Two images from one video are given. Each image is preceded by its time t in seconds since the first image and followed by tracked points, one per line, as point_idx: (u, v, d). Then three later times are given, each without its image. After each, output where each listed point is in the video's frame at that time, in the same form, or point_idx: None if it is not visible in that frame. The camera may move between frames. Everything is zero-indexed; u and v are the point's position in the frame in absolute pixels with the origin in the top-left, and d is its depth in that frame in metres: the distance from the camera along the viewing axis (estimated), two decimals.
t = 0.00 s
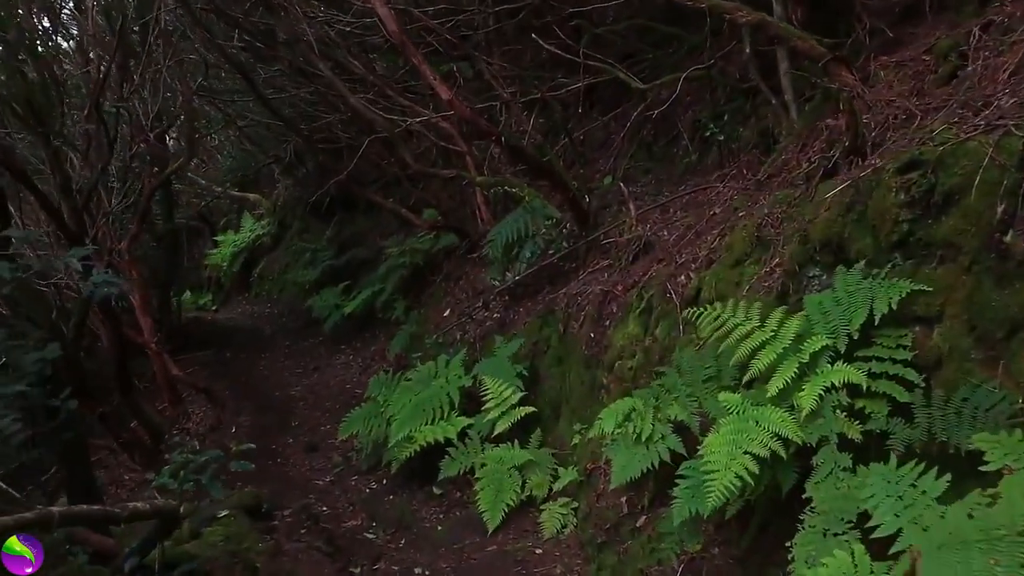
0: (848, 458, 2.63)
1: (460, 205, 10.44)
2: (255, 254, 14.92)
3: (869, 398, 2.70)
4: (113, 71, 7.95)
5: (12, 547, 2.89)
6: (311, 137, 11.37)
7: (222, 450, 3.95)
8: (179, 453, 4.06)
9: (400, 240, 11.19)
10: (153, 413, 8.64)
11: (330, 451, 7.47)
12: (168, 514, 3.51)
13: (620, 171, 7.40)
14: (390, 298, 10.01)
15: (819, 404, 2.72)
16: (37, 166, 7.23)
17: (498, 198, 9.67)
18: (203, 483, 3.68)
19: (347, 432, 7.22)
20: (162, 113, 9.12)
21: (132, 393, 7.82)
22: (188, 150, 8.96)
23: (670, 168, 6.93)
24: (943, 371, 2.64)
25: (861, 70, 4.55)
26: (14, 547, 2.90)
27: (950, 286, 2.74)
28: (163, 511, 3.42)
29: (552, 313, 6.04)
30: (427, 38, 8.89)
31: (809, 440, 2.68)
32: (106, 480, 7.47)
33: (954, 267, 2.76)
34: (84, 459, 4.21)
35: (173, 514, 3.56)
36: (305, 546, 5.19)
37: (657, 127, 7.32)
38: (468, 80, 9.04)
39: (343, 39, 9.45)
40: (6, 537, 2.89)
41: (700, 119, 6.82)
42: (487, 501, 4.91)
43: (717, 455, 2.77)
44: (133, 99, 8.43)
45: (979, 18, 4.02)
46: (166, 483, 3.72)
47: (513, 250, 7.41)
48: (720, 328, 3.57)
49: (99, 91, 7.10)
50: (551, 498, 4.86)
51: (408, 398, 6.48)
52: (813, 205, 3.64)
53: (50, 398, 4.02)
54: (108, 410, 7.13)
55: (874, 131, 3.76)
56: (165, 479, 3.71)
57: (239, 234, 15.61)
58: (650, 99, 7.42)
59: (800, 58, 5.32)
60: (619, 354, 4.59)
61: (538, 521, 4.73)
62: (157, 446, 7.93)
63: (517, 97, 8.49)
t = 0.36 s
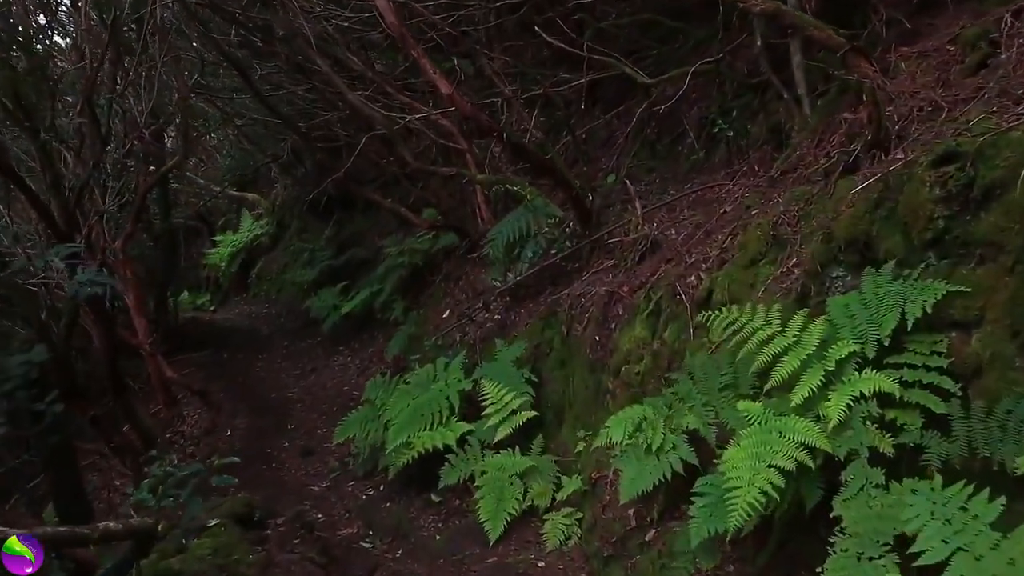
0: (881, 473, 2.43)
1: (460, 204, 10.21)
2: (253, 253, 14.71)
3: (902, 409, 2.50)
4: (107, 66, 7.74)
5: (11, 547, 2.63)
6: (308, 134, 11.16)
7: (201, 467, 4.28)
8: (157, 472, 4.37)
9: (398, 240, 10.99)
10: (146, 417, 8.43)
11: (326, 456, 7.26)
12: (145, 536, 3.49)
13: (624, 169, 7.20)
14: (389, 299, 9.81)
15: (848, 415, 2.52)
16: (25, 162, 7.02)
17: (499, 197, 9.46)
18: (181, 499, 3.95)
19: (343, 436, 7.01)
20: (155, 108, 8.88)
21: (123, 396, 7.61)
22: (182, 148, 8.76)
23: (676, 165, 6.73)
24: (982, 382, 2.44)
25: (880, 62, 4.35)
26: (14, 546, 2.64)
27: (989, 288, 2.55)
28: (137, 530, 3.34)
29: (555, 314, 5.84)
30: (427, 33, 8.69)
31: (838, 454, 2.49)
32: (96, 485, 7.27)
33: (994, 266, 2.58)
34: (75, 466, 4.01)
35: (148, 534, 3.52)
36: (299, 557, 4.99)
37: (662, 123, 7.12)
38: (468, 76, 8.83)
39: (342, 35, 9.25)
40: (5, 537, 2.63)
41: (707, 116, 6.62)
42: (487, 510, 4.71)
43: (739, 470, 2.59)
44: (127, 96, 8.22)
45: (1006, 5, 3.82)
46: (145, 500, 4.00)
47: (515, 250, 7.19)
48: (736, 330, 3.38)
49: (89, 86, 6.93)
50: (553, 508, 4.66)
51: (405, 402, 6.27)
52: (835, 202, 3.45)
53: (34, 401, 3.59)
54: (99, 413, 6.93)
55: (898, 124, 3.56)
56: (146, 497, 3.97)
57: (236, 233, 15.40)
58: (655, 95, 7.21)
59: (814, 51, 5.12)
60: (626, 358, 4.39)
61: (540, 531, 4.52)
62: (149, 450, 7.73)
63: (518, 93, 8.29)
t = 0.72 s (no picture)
0: (920, 491, 2.24)
1: (459, 203, 9.99)
2: (250, 253, 14.52)
3: (939, 423, 2.31)
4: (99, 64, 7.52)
5: (11, 547, 2.83)
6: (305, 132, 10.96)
7: (180, 488, 3.80)
8: (135, 492, 3.87)
9: (397, 239, 10.78)
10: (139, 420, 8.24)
11: (322, 461, 7.06)
12: (115, 566, 3.29)
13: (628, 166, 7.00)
14: (387, 299, 9.63)
15: (882, 428, 2.32)
16: (12, 161, 6.79)
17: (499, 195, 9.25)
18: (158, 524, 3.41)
19: (338, 442, 6.80)
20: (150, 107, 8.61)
21: (114, 401, 7.39)
22: (177, 146, 8.53)
23: (681, 162, 6.52)
24: None
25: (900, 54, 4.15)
26: (14, 545, 2.83)
27: None
28: (106, 562, 3.19)
29: (557, 316, 5.63)
30: (426, 29, 8.49)
31: (872, 471, 2.30)
32: (86, 493, 7.05)
33: None
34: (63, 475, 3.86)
35: (120, 564, 3.31)
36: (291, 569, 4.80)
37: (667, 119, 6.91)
38: (468, 72, 8.63)
39: (340, 32, 9.03)
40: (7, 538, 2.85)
41: (713, 112, 6.41)
42: (486, 521, 4.50)
43: (763, 485, 2.39)
44: (119, 94, 8.01)
45: None
46: (117, 525, 3.49)
47: (516, 250, 6.95)
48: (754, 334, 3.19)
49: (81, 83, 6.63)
50: (556, 519, 4.45)
51: (402, 407, 6.06)
52: (860, 200, 3.25)
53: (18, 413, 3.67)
54: (89, 419, 6.73)
55: (925, 118, 3.37)
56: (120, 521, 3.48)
57: (233, 232, 15.21)
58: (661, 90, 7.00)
59: (828, 42, 4.90)
60: (632, 363, 4.19)
61: (543, 544, 4.32)
62: (140, 455, 7.52)
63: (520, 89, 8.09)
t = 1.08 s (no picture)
0: (965, 517, 2.03)
1: (458, 202, 9.79)
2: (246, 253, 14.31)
3: (985, 440, 2.10)
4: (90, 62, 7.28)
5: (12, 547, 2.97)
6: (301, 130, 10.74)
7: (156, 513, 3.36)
8: (107, 513, 3.49)
9: (395, 239, 10.58)
10: (129, 426, 8.01)
11: (317, 467, 6.85)
12: None
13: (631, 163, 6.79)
14: (385, 299, 9.42)
15: (921, 446, 2.12)
16: None
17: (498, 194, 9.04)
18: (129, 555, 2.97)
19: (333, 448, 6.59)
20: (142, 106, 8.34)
21: (103, 407, 7.15)
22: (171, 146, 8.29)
23: (686, 159, 6.31)
24: None
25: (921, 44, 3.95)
26: (15, 545, 2.97)
27: None
28: None
29: (560, 318, 5.42)
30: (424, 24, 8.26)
31: (911, 494, 2.09)
32: (74, 501, 6.81)
33: None
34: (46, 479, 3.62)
35: None
36: None
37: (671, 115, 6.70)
38: (467, 68, 8.41)
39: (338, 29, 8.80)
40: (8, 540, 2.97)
41: (719, 107, 6.20)
42: (485, 534, 4.28)
43: (790, 507, 2.17)
44: (111, 92, 7.78)
45: None
46: (85, 554, 3.01)
47: (516, 249, 6.73)
48: (773, 339, 2.98)
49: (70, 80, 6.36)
50: (560, 532, 4.23)
51: (398, 412, 5.83)
52: (887, 197, 3.08)
53: None
54: (77, 427, 6.50)
55: (955, 109, 3.18)
56: (87, 550, 3.00)
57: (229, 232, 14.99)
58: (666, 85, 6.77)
59: (842, 33, 4.69)
60: (639, 369, 3.99)
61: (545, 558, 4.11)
62: (129, 462, 7.27)
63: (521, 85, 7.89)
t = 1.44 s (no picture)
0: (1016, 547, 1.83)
1: (457, 202, 9.59)
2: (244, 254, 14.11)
3: None
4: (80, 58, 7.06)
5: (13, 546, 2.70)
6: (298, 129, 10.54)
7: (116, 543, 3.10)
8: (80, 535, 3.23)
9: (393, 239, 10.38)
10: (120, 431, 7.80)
11: (312, 474, 6.64)
12: None
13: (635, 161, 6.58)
14: (382, 301, 9.22)
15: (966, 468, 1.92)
16: None
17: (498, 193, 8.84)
18: None
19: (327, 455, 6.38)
20: (136, 104, 8.08)
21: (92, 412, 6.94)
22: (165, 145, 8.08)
23: (692, 157, 6.10)
24: None
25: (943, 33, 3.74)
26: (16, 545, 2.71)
27: None
28: None
29: (563, 321, 5.22)
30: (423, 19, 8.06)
31: (955, 520, 1.89)
32: (62, 509, 6.59)
33: None
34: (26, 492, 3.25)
35: None
36: None
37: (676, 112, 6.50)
38: (466, 64, 8.22)
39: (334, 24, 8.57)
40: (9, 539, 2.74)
41: (726, 103, 6.00)
42: (485, 548, 4.05)
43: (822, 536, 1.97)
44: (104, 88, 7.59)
45: None
46: None
47: (516, 250, 6.53)
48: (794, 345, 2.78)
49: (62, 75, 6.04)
50: (562, 547, 4.02)
51: (393, 419, 5.62)
52: (914, 192, 2.89)
53: None
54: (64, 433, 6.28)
55: (985, 100, 2.99)
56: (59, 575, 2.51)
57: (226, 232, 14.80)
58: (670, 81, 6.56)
59: (857, 24, 4.48)
60: (646, 376, 3.78)
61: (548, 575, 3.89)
62: (120, 468, 6.94)
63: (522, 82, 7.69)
